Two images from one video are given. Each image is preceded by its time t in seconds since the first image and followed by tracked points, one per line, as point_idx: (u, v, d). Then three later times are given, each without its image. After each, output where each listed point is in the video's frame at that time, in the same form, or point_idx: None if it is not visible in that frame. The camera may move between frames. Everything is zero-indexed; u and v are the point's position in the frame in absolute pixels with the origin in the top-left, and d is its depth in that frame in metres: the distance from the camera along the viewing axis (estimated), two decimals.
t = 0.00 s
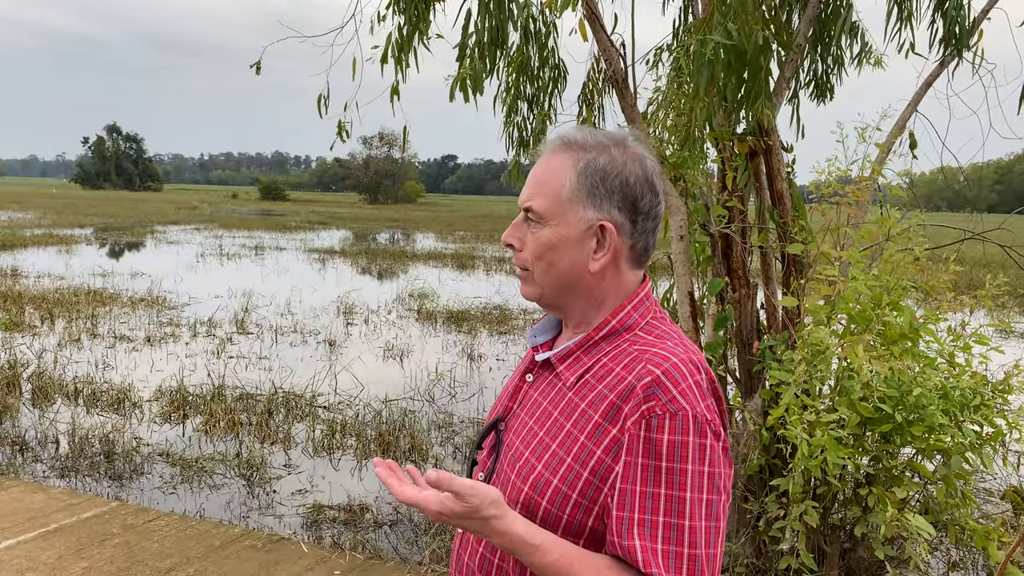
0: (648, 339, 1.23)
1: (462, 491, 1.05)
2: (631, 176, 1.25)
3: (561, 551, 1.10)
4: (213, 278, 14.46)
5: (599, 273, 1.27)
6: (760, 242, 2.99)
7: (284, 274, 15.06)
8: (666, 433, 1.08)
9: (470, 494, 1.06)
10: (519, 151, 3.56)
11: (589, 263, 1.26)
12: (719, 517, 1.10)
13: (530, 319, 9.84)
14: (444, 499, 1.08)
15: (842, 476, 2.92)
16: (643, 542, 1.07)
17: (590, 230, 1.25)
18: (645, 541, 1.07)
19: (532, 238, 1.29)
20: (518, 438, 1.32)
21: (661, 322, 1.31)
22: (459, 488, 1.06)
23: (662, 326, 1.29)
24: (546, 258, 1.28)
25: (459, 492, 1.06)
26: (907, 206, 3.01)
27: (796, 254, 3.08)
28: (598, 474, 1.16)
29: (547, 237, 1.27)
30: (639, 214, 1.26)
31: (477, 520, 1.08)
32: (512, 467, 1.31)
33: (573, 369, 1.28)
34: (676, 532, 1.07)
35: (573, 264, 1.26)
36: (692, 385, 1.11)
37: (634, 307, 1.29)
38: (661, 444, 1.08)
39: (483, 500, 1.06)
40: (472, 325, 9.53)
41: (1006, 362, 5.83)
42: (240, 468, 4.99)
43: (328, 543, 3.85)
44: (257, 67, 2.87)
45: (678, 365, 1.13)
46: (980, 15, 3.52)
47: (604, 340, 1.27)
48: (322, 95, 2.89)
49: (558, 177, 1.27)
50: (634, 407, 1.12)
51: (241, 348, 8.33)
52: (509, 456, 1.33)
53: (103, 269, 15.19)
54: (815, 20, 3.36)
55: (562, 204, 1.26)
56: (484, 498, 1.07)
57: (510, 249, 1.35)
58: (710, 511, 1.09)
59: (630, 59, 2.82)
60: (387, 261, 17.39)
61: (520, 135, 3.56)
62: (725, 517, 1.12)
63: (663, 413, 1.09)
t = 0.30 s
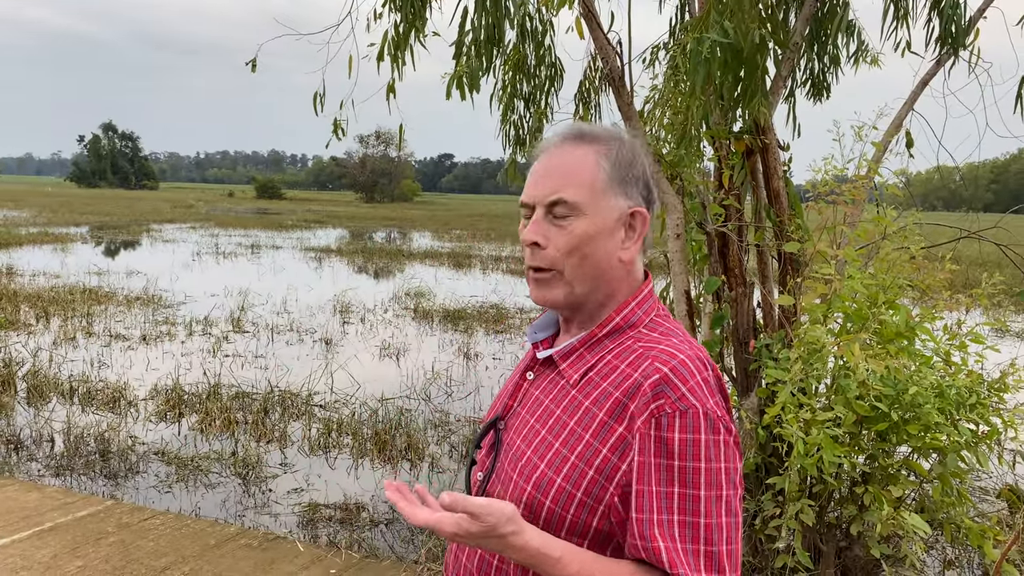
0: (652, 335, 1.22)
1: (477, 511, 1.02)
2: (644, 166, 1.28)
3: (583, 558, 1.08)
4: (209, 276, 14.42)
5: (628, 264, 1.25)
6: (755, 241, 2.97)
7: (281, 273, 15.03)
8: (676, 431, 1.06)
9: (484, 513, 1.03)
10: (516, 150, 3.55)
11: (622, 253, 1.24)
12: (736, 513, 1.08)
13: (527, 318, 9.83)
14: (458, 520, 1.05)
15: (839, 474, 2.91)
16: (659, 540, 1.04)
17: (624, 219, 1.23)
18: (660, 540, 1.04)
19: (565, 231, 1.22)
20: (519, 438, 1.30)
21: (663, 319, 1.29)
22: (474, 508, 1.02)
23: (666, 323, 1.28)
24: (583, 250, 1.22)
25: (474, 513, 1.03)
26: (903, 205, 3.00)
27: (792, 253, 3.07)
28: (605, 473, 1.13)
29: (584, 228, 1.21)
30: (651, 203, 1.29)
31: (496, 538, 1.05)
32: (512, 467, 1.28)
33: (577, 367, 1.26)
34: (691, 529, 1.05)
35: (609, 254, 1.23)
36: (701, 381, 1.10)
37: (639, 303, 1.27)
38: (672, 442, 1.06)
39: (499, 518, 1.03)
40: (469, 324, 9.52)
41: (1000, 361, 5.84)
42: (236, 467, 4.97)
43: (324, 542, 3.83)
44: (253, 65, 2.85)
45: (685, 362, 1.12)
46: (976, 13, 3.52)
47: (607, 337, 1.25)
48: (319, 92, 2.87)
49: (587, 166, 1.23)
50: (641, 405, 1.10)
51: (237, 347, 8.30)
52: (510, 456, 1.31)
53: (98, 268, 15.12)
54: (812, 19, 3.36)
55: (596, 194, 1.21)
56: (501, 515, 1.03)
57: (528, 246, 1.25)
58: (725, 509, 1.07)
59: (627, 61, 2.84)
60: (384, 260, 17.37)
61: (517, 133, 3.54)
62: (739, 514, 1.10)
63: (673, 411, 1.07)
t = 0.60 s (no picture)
0: (676, 331, 1.22)
1: (497, 498, 1.01)
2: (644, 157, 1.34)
3: (600, 550, 1.08)
4: (206, 275, 14.37)
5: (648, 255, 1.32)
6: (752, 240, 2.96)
7: (277, 272, 14.99)
8: (718, 421, 1.06)
9: (505, 501, 1.03)
10: (512, 149, 3.54)
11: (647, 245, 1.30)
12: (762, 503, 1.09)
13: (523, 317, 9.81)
14: (478, 508, 1.05)
15: (834, 473, 2.91)
16: (703, 530, 1.04)
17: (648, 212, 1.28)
18: (704, 530, 1.04)
19: (611, 230, 1.22)
20: (535, 435, 1.25)
21: (672, 316, 1.31)
22: (495, 495, 1.02)
23: (677, 321, 1.29)
24: (626, 247, 1.24)
25: (492, 500, 1.02)
26: (899, 204, 3.00)
27: (789, 252, 3.06)
28: (642, 466, 1.11)
29: (627, 226, 1.23)
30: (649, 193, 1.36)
31: (515, 526, 1.04)
32: (530, 465, 1.23)
33: (601, 361, 1.22)
34: (730, 519, 1.04)
35: (641, 248, 1.27)
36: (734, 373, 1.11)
37: (654, 299, 1.28)
38: (714, 432, 1.05)
39: (519, 506, 1.03)
40: (465, 323, 9.51)
41: (997, 360, 5.84)
42: (232, 466, 4.96)
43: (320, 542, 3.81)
44: (249, 63, 2.84)
45: (718, 354, 1.12)
46: (974, 12, 3.51)
47: (629, 332, 1.24)
48: (315, 90, 2.86)
49: (621, 161, 1.23)
50: (682, 396, 1.09)
51: (233, 346, 8.27)
52: (524, 454, 1.26)
53: (95, 266, 15.06)
54: (809, 18, 3.35)
55: (632, 190, 1.23)
56: (521, 505, 1.03)
57: (572, 247, 1.22)
58: (755, 498, 1.08)
59: (625, 56, 2.82)
60: (381, 258, 17.33)
61: (514, 132, 3.53)
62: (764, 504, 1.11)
63: (714, 401, 1.06)
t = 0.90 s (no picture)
0: (673, 325, 1.22)
1: (544, 524, 0.98)
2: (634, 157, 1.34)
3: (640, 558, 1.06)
4: (202, 273, 14.32)
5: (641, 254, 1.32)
6: (749, 239, 2.95)
7: (273, 270, 14.95)
8: (732, 412, 1.07)
9: (551, 524, 0.99)
10: (509, 147, 3.52)
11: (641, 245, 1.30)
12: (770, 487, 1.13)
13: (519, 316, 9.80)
14: (526, 535, 1.01)
15: (830, 473, 2.90)
16: (730, 519, 1.05)
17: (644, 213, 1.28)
18: (730, 519, 1.05)
19: (614, 230, 1.21)
20: (542, 437, 1.20)
21: (662, 310, 1.31)
22: (543, 521, 0.99)
23: (668, 315, 1.30)
24: (627, 248, 1.23)
25: (540, 528, 0.99)
26: (896, 203, 2.99)
27: (785, 251, 3.05)
28: (662, 462, 1.10)
29: (628, 226, 1.22)
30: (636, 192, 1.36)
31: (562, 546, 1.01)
32: (541, 469, 1.19)
33: (608, 360, 1.19)
34: (750, 506, 1.07)
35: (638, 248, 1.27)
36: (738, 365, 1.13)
37: (648, 295, 1.28)
38: (730, 423, 1.07)
39: (564, 526, 0.99)
40: (462, 321, 9.49)
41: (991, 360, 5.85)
42: (228, 465, 4.93)
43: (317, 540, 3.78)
44: (245, 61, 2.82)
45: (721, 347, 1.14)
46: (969, 12, 3.51)
47: (631, 329, 1.22)
48: (311, 88, 2.84)
49: (621, 162, 1.22)
50: (696, 390, 1.09)
51: (229, 344, 8.23)
52: (533, 457, 1.20)
53: (90, 264, 15.00)
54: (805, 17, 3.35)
55: (631, 191, 1.23)
56: (566, 525, 1.00)
57: (577, 249, 1.20)
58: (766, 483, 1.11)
59: (623, 55, 2.81)
60: (377, 257, 17.30)
61: (510, 131, 3.52)
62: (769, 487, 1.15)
63: (726, 393, 1.08)
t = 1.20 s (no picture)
0: (665, 321, 1.20)
1: (558, 536, 0.97)
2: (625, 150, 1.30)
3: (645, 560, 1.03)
4: (198, 271, 14.26)
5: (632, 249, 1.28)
6: (746, 237, 2.93)
7: (270, 269, 14.89)
8: (728, 405, 1.06)
9: (564, 535, 0.98)
10: (506, 145, 3.50)
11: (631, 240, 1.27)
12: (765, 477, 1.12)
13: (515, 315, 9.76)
14: (538, 547, 0.99)
15: (827, 472, 2.88)
16: (730, 512, 1.04)
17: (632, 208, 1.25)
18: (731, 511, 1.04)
19: (603, 227, 1.18)
20: (539, 437, 1.17)
21: (652, 304, 1.28)
22: (558, 533, 0.97)
23: (658, 308, 1.27)
24: (616, 244, 1.21)
25: (554, 542, 0.97)
26: (893, 202, 2.97)
27: (782, 250, 3.03)
28: (661, 458, 1.08)
29: (617, 222, 1.19)
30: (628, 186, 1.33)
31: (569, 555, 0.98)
32: (538, 469, 1.15)
33: (603, 358, 1.16)
34: (749, 497, 1.06)
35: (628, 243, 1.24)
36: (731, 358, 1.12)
37: (639, 290, 1.25)
38: (727, 416, 1.06)
39: (576, 537, 0.98)
40: (459, 320, 9.46)
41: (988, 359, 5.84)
42: (223, 463, 4.89)
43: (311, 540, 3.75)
44: (240, 57, 2.80)
45: (713, 341, 1.13)
46: (967, 10, 3.50)
47: (624, 326, 1.19)
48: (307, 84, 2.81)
49: (610, 155, 1.19)
50: (690, 384, 1.08)
51: (225, 343, 8.18)
52: (529, 457, 1.17)
53: (86, 262, 14.93)
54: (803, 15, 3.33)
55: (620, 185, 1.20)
56: (575, 532, 0.98)
57: (565, 247, 1.18)
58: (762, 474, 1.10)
59: (620, 53, 2.79)
60: (374, 256, 17.25)
61: (507, 129, 3.49)
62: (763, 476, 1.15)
63: (721, 387, 1.06)
